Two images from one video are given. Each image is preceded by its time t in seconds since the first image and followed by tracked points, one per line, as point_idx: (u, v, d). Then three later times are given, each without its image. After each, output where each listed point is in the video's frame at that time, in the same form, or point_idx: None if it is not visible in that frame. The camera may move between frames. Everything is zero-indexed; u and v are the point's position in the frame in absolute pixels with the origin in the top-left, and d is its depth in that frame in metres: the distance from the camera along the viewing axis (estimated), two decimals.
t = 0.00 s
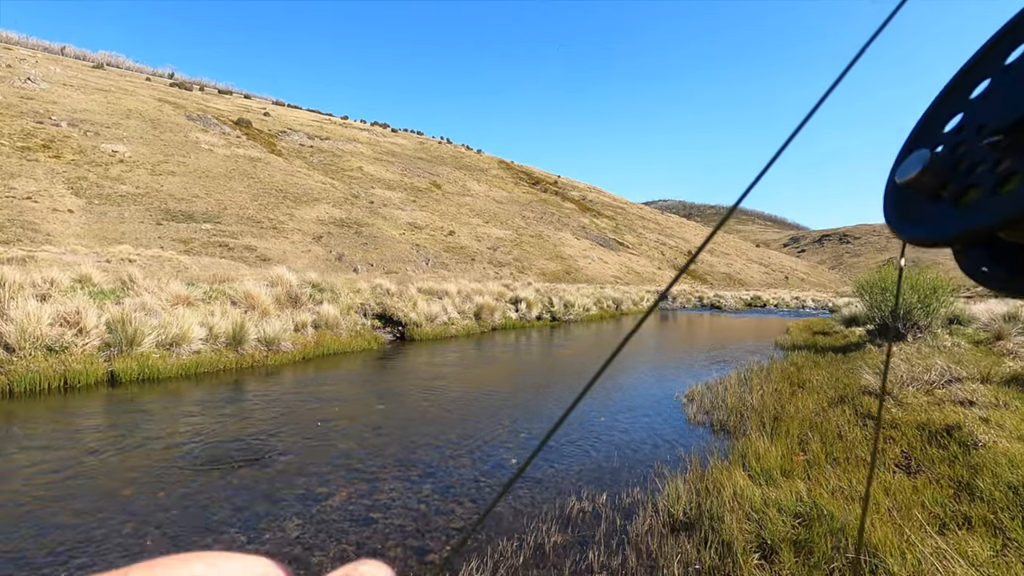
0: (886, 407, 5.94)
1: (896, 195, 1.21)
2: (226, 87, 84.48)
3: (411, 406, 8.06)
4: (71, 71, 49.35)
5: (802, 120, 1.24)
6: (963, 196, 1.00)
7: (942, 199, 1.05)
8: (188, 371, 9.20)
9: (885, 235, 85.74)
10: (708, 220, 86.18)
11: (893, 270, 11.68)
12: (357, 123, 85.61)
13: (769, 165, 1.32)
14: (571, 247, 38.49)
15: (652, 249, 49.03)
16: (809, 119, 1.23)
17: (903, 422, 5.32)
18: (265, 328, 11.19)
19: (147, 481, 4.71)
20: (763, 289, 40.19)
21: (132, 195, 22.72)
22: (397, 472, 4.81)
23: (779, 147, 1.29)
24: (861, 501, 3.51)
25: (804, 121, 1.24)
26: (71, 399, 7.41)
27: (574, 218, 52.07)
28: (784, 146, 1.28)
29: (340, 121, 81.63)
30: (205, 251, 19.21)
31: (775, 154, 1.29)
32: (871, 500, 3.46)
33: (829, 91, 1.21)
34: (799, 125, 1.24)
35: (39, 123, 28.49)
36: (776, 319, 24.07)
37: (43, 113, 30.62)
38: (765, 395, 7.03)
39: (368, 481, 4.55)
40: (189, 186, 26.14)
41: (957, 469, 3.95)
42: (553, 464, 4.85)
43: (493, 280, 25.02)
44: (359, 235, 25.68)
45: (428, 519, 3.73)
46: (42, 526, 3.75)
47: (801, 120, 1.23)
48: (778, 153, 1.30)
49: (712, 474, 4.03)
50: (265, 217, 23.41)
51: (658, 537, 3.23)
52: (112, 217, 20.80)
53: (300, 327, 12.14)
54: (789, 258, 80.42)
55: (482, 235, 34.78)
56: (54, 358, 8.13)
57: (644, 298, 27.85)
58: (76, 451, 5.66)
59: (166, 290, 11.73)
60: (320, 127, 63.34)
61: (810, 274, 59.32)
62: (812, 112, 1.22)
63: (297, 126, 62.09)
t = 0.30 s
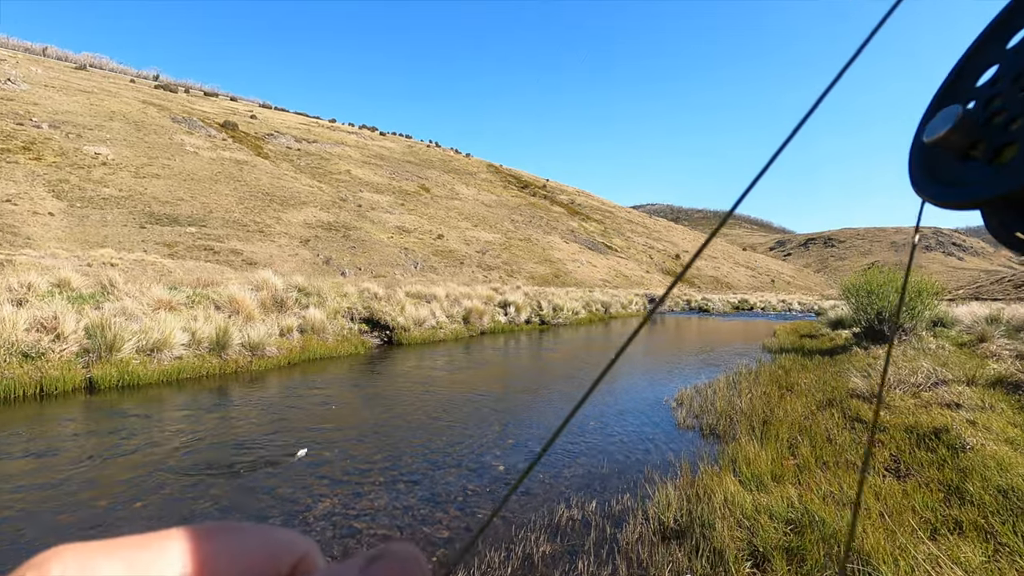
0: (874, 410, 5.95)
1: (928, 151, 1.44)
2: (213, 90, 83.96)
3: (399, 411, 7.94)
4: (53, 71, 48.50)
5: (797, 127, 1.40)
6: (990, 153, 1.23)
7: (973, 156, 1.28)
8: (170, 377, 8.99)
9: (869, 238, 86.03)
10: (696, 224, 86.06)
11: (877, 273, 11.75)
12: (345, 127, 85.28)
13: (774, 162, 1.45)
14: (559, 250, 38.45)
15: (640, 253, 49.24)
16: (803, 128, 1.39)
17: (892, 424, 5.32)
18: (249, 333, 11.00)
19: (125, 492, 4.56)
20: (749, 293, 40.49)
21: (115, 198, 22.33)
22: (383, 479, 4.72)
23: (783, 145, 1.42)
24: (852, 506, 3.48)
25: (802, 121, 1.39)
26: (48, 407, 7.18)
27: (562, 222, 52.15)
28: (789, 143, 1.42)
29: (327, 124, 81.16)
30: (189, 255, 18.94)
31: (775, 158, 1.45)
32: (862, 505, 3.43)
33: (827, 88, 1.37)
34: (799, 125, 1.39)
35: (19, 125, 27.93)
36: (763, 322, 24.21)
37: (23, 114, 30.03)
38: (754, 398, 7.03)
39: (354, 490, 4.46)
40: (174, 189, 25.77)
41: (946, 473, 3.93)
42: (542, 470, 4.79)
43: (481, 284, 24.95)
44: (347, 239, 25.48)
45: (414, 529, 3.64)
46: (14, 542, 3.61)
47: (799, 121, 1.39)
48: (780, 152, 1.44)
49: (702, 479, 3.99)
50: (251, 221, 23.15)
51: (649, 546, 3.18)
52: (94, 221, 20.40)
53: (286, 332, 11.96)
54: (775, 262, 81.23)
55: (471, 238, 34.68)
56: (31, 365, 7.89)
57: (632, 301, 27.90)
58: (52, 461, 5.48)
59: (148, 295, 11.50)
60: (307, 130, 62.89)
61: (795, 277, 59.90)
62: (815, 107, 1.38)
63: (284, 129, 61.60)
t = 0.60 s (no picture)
0: (857, 411, 5.99)
1: (942, 162, 1.59)
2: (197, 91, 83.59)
3: (384, 416, 7.83)
4: (29, 70, 47.41)
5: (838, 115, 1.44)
6: (1006, 166, 1.35)
7: (987, 169, 1.41)
8: (148, 383, 8.78)
9: (850, 240, 86.14)
10: (681, 226, 86.09)
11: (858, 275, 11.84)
12: (331, 129, 84.91)
13: (806, 154, 1.52)
14: (546, 253, 38.40)
15: (626, 255, 49.48)
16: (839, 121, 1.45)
17: (873, 425, 5.36)
18: (229, 336, 10.80)
19: (98, 501, 4.43)
20: (734, 294, 40.86)
21: (94, 199, 21.87)
22: (364, 486, 4.63)
23: (818, 137, 1.49)
24: (837, 509, 3.48)
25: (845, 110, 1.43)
26: (20, 414, 6.95)
27: (549, 224, 52.25)
28: (824, 134, 1.48)
29: (312, 126, 80.55)
30: (171, 257, 18.63)
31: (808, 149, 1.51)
32: (846, 508, 3.43)
33: (870, 74, 1.42)
34: (839, 111, 1.44)
35: None
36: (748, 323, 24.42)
37: None
38: (740, 400, 7.05)
39: (335, 497, 4.37)
40: (155, 190, 25.33)
41: (928, 474, 3.95)
42: (528, 476, 4.74)
43: (468, 286, 24.87)
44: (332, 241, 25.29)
45: (395, 537, 3.58)
46: None
47: (844, 103, 1.43)
48: (820, 136, 1.48)
49: (688, 483, 3.97)
50: (234, 223, 22.82)
51: (634, 551, 3.14)
52: (72, 222, 19.94)
53: (268, 335, 11.79)
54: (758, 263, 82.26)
55: (457, 241, 34.58)
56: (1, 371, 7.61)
57: (618, 303, 27.99)
58: (22, 469, 5.29)
59: (126, 298, 11.26)
60: (292, 132, 62.33)
61: (778, 280, 60.72)
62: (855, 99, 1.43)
63: (269, 130, 61.01)
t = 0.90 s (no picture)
0: (836, 409, 6.05)
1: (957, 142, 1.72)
2: (175, 88, 81.94)
3: (364, 417, 7.71)
4: None
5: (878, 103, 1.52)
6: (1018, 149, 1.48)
7: (1000, 151, 1.54)
8: (119, 386, 8.53)
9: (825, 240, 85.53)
10: (664, 226, 85.99)
11: (835, 275, 11.97)
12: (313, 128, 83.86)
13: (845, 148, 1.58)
14: (530, 253, 38.28)
15: (609, 255, 49.65)
16: (885, 98, 1.51)
17: (852, 423, 5.40)
18: (205, 338, 10.56)
19: (62, 509, 4.27)
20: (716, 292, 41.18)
21: (66, 197, 21.26)
22: (340, 491, 4.53)
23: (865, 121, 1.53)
24: (816, 508, 3.48)
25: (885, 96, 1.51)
26: None
27: (533, 223, 52.20)
28: (861, 132, 1.55)
29: (293, 124, 79.45)
30: (147, 257, 18.19)
31: (856, 132, 1.53)
32: (825, 507, 3.44)
33: (903, 74, 1.50)
34: (877, 108, 1.52)
35: None
36: (730, 322, 24.62)
37: None
38: (720, 399, 7.07)
39: (310, 502, 4.28)
40: (131, 188, 24.74)
41: (905, 471, 3.98)
42: (509, 478, 4.69)
43: (451, 286, 24.72)
44: (314, 241, 24.95)
45: (371, 543, 3.50)
46: None
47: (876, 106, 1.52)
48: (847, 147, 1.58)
49: (668, 484, 3.95)
50: (213, 222, 22.39)
51: (615, 554, 3.10)
52: (43, 221, 19.35)
53: (246, 336, 11.56)
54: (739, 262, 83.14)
55: (441, 240, 34.37)
56: None
57: (602, 303, 28.04)
58: None
59: (97, 299, 10.94)
60: (273, 130, 61.35)
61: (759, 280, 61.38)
62: (895, 85, 1.50)
63: (249, 128, 59.97)
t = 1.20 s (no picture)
0: (812, 403, 6.10)
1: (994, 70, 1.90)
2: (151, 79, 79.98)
3: (342, 415, 7.60)
4: None
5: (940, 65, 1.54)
6: None
7: None
8: (88, 385, 8.28)
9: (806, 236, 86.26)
10: (647, 223, 85.98)
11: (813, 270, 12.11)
12: (294, 121, 82.58)
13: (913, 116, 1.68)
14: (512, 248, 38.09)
15: (593, 250, 49.74)
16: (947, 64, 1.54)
17: (827, 417, 5.45)
18: (178, 335, 10.31)
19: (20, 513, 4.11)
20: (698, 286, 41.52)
21: (36, 191, 20.62)
22: (313, 491, 4.44)
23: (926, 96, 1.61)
24: (790, 504, 3.48)
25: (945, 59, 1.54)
26: None
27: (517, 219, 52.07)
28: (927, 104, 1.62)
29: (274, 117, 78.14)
30: (122, 252, 17.73)
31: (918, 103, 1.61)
32: (799, 502, 3.44)
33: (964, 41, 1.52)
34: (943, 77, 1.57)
35: None
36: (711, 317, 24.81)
37: None
38: (699, 394, 7.09)
39: (281, 503, 4.18)
40: (104, 182, 24.09)
41: (878, 465, 4.01)
42: (486, 476, 4.62)
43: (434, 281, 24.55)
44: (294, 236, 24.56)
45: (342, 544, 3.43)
46: None
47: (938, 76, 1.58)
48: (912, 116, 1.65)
49: (645, 481, 3.93)
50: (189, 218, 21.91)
51: (589, 553, 3.07)
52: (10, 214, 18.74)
53: (221, 334, 11.33)
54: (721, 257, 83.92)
55: (423, 236, 34.10)
56: None
57: (584, 299, 28.07)
58: None
59: (65, 296, 10.61)
60: (252, 123, 60.25)
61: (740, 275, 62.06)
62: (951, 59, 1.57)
63: (228, 121, 58.84)
